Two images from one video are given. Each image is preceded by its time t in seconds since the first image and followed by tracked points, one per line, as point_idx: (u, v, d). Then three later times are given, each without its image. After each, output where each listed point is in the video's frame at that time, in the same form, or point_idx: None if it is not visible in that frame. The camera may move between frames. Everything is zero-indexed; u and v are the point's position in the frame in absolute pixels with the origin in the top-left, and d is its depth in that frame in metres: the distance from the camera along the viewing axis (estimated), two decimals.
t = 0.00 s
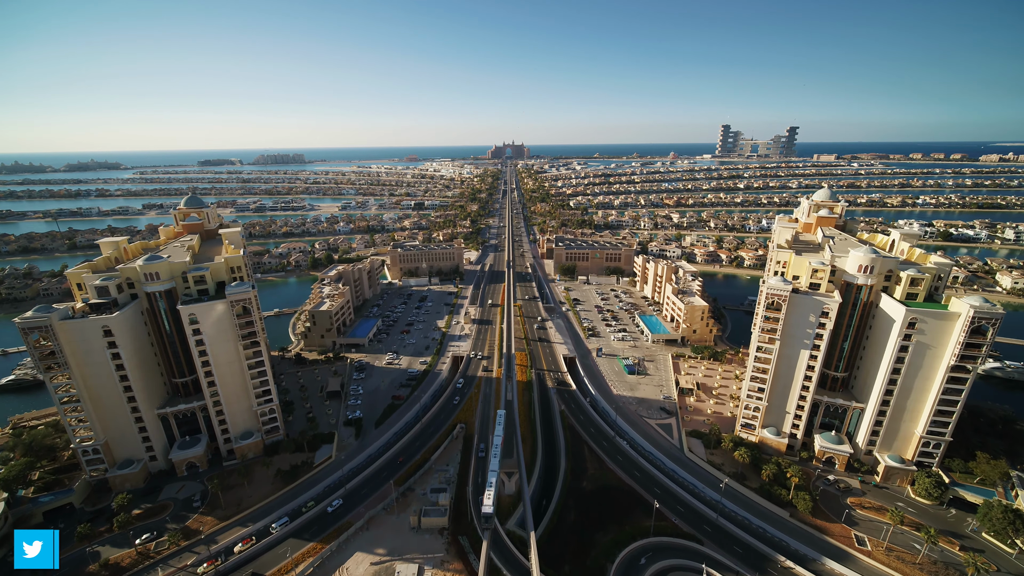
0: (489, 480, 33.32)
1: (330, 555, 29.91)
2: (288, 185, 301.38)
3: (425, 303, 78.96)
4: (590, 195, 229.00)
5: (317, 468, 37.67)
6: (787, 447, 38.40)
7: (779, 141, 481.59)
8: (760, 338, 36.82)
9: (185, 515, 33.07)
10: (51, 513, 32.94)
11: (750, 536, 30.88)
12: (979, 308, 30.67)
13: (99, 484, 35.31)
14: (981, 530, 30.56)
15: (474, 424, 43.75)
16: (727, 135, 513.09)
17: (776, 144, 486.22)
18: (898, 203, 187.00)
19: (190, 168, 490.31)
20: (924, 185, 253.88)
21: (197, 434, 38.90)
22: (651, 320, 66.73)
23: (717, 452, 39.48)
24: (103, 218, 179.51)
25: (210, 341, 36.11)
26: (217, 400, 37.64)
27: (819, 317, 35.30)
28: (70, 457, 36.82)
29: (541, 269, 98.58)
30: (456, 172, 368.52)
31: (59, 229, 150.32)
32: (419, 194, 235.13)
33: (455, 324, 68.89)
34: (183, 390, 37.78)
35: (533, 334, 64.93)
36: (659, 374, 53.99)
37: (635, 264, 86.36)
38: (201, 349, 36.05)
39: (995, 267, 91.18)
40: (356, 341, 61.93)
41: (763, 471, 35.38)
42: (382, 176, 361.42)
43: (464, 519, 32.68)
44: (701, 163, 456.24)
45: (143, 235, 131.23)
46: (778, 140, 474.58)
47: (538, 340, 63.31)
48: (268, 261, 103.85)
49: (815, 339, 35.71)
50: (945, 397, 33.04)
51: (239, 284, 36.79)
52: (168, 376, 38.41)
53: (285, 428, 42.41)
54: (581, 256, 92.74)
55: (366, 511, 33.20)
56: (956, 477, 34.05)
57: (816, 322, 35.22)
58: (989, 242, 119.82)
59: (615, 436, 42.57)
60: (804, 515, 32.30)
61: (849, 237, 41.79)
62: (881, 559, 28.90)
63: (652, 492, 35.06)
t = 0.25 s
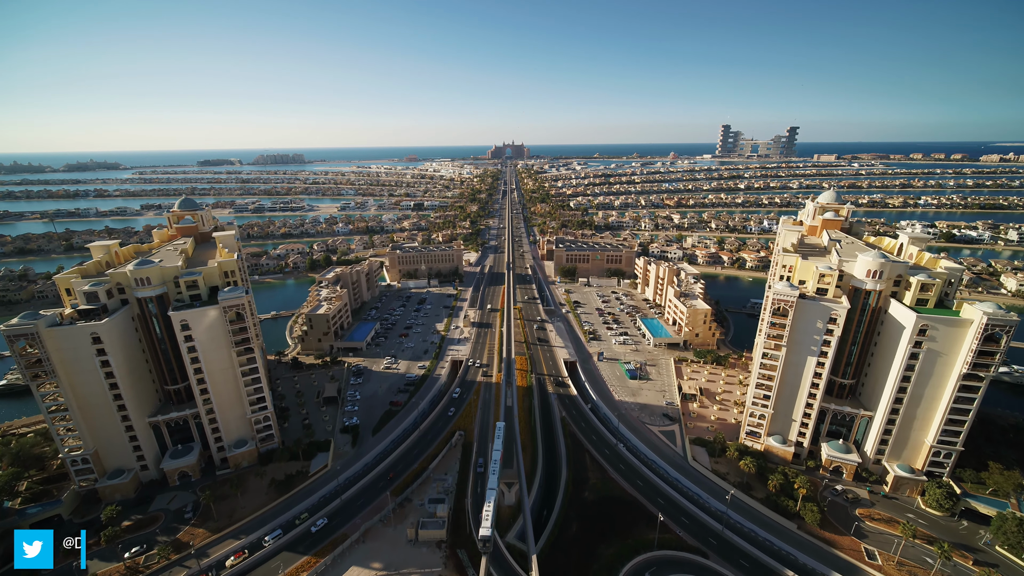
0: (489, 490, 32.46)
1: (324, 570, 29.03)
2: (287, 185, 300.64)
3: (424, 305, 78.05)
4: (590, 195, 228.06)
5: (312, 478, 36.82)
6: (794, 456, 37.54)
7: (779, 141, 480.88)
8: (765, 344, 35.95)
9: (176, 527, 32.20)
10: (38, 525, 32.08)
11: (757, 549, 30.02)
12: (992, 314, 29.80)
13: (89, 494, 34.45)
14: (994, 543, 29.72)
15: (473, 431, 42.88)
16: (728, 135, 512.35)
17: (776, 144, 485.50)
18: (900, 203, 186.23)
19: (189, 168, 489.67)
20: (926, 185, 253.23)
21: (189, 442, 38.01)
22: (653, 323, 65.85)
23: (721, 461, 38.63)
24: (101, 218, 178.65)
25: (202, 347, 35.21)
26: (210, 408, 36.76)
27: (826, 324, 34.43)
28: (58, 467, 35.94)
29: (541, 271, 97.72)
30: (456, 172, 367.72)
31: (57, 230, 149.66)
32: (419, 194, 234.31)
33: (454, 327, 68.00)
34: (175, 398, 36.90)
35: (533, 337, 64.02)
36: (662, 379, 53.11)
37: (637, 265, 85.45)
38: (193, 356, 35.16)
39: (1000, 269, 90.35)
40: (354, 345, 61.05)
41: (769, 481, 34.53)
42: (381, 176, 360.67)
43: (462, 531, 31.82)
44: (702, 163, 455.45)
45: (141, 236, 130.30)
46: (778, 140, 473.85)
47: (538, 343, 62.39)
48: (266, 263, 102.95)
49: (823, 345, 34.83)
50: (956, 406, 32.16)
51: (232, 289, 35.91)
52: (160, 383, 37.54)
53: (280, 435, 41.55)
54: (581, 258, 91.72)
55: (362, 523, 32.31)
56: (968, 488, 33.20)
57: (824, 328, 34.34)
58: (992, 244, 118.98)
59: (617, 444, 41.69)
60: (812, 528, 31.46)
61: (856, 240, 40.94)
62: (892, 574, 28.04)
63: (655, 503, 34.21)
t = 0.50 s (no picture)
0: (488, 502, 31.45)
1: None
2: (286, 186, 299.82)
3: (422, 308, 77.05)
4: (590, 196, 227.13)
5: (307, 489, 35.85)
6: (801, 467, 36.56)
7: (779, 141, 480.12)
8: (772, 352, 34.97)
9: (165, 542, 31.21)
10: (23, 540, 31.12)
11: (765, 565, 29.06)
12: (1008, 323, 28.82)
13: (76, 507, 33.50)
14: (1011, 559, 28.75)
15: (472, 439, 41.92)
16: (728, 135, 511.57)
17: (777, 144, 484.71)
18: (902, 204, 185.41)
19: (188, 168, 488.79)
20: (927, 185, 252.50)
21: (180, 452, 37.00)
22: (655, 327, 64.86)
23: (726, 471, 37.66)
24: (99, 219, 177.69)
25: (193, 355, 34.19)
26: (202, 418, 35.76)
27: (836, 331, 33.43)
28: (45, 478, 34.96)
29: (542, 273, 96.74)
30: (456, 172, 366.76)
31: (54, 231, 148.83)
32: (418, 195, 233.38)
33: (453, 331, 67.00)
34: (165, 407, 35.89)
35: (533, 341, 63.05)
36: (664, 385, 52.11)
37: (638, 267, 84.50)
38: (183, 365, 34.14)
39: (1005, 271, 89.42)
40: (351, 349, 60.04)
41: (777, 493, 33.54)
42: (381, 176, 359.96)
43: (460, 546, 30.84)
44: (702, 163, 454.59)
45: (138, 237, 129.33)
46: (779, 140, 473.05)
47: (539, 347, 61.41)
48: (264, 265, 101.88)
49: (832, 353, 33.83)
50: (970, 416, 31.17)
51: (224, 296, 34.93)
52: (150, 392, 36.53)
53: (274, 444, 40.59)
54: (582, 260, 90.62)
55: (357, 537, 31.34)
56: (982, 501, 32.24)
57: (833, 335, 33.33)
58: (996, 245, 117.99)
59: (620, 453, 40.69)
60: (821, 542, 30.49)
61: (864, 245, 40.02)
62: None
63: (659, 516, 33.26)
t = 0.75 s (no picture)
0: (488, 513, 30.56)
1: None
2: (285, 186, 298.78)
3: (421, 311, 76.18)
4: (590, 196, 226.08)
5: (301, 500, 34.91)
6: (809, 476, 35.70)
7: (779, 141, 479.62)
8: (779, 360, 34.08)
9: (155, 556, 30.37)
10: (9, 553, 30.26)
11: None
12: None
13: (65, 518, 32.63)
14: None
15: (472, 447, 41.05)
16: (728, 135, 510.94)
17: (777, 144, 484.12)
18: (903, 204, 184.69)
19: (188, 168, 487.75)
20: (928, 186, 251.97)
21: (173, 462, 36.10)
22: (657, 330, 64.00)
23: (731, 481, 36.84)
24: (97, 219, 176.84)
25: (185, 363, 33.30)
26: (195, 426, 34.89)
27: (845, 338, 32.53)
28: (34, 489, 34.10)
29: (542, 275, 95.76)
30: (456, 172, 365.78)
31: (51, 232, 147.81)
32: (418, 195, 232.52)
33: (453, 334, 66.08)
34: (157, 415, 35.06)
35: (533, 345, 62.18)
36: (667, 391, 51.18)
37: (640, 269, 83.61)
38: (175, 373, 33.24)
39: (1009, 273, 88.65)
40: (349, 353, 59.18)
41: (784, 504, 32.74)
42: (380, 176, 359.37)
43: (458, 559, 29.99)
44: (702, 164, 453.77)
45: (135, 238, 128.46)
46: (779, 140, 472.44)
47: (539, 352, 60.51)
48: (261, 266, 100.89)
49: (840, 361, 32.94)
50: (984, 426, 30.31)
51: (217, 301, 34.04)
52: (141, 400, 35.63)
53: (269, 452, 39.71)
54: (583, 262, 89.65)
55: (353, 551, 30.48)
56: (995, 513, 31.44)
57: (842, 343, 32.47)
58: (999, 246, 117.06)
59: (622, 461, 39.83)
60: (831, 556, 29.65)
61: (872, 249, 39.21)
62: None
63: (663, 528, 32.43)
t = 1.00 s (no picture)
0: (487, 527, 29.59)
1: None
2: (284, 186, 297.64)
3: (420, 314, 75.24)
4: (591, 197, 225.03)
5: (296, 512, 33.95)
6: (817, 488, 34.72)
7: (780, 141, 479.00)
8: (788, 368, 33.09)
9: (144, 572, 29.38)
10: None
11: None
12: None
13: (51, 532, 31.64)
14: None
15: (471, 456, 40.11)
16: (728, 135, 510.33)
17: (777, 144, 483.44)
18: (905, 205, 184.02)
19: (187, 168, 486.60)
20: (929, 186, 251.52)
21: (163, 473, 35.08)
22: (659, 335, 63.04)
23: (737, 492, 35.88)
24: (95, 220, 175.84)
25: (175, 372, 32.30)
26: (185, 436, 33.90)
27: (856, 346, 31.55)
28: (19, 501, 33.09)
29: (542, 277, 94.78)
30: (456, 173, 364.71)
31: (48, 232, 146.85)
32: (418, 196, 231.67)
33: (452, 338, 65.05)
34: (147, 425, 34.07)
35: (533, 349, 61.18)
36: (671, 397, 50.16)
37: (641, 272, 82.61)
38: (164, 382, 32.22)
39: (1014, 275, 87.88)
40: (346, 358, 58.18)
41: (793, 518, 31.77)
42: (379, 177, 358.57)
43: None
44: (702, 164, 453.03)
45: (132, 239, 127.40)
46: (780, 140, 471.77)
47: (539, 356, 59.48)
48: (259, 268, 99.84)
49: (851, 370, 31.95)
50: (1000, 437, 29.33)
51: (209, 308, 33.05)
52: (131, 410, 34.63)
53: (263, 463, 38.72)
54: (584, 264, 88.65)
55: (347, 567, 29.53)
56: (1011, 528, 30.48)
57: (852, 351, 31.49)
58: (1003, 248, 116.32)
59: (625, 471, 38.86)
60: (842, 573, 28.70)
61: (882, 254, 38.27)
62: None
63: (668, 543, 31.47)
